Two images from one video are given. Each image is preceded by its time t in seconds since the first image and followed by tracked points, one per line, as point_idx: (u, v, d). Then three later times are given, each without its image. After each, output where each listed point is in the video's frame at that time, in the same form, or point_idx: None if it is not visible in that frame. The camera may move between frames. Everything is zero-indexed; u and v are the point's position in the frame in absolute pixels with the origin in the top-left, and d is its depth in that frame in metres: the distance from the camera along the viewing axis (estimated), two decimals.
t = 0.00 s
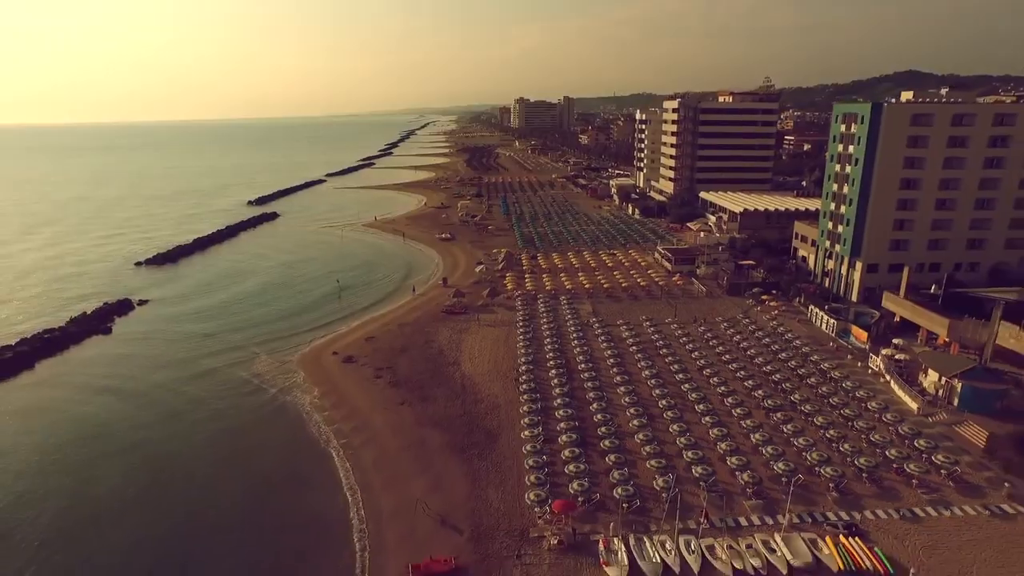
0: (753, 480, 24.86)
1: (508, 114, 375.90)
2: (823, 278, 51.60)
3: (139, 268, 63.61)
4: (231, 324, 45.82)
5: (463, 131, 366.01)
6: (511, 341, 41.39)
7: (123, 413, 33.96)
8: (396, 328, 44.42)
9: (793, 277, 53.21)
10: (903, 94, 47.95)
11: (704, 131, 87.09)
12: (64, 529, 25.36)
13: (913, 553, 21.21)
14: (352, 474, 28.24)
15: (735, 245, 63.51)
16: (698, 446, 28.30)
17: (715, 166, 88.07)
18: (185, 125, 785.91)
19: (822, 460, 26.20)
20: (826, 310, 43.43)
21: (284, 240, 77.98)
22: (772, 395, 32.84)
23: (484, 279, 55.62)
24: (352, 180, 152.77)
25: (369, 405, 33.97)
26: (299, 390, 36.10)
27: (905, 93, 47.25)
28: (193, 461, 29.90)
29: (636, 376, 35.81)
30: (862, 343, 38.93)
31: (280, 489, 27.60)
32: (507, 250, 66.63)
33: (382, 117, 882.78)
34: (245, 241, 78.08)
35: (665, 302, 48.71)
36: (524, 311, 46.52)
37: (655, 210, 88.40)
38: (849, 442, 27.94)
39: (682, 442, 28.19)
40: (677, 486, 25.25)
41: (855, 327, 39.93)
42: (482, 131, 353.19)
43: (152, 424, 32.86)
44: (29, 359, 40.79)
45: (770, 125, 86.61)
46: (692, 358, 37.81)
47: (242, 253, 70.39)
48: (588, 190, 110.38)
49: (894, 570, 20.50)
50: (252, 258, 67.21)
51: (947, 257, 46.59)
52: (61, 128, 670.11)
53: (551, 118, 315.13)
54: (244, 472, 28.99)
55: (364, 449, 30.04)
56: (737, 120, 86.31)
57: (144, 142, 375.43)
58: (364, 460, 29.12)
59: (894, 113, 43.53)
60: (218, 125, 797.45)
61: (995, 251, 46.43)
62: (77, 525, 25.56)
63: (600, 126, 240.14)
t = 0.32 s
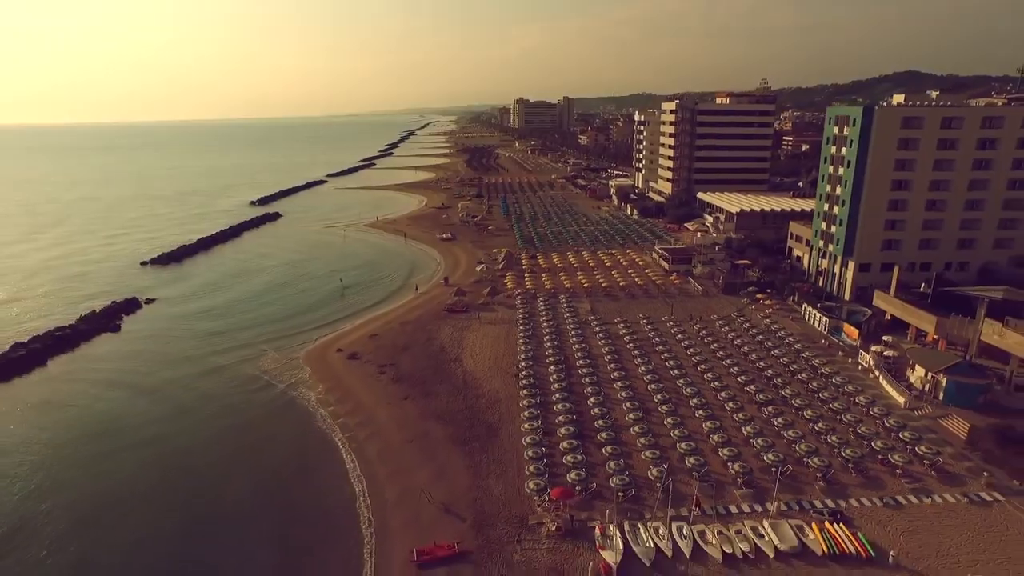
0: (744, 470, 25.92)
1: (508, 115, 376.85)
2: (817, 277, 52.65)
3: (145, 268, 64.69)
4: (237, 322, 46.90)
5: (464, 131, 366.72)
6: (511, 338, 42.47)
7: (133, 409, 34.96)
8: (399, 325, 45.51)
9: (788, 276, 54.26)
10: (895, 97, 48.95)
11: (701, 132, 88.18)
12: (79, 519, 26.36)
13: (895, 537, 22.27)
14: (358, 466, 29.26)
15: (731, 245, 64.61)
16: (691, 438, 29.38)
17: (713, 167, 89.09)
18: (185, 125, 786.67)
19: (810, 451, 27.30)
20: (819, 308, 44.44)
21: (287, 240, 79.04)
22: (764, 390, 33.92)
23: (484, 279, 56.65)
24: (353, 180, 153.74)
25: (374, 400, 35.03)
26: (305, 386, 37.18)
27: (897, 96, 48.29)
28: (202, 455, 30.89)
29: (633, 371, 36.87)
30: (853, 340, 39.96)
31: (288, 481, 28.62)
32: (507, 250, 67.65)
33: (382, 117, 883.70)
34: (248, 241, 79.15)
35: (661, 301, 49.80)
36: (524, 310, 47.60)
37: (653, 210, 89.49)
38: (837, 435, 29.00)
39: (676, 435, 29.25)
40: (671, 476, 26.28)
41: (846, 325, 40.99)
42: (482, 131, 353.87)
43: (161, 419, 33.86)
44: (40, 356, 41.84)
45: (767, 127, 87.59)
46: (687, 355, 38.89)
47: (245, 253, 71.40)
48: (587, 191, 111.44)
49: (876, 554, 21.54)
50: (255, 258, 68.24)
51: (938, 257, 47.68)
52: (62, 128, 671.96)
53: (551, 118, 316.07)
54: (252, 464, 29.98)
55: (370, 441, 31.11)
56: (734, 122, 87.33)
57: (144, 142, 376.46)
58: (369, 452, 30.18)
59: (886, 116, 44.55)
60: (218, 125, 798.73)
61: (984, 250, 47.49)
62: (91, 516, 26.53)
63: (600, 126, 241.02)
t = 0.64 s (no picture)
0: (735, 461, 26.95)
1: (508, 114, 378.04)
2: (811, 277, 53.70)
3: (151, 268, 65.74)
4: (243, 321, 47.95)
5: (464, 131, 367.47)
6: (511, 336, 43.54)
7: (143, 406, 35.84)
8: (402, 323, 46.57)
9: (782, 275, 55.33)
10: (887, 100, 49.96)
11: (698, 134, 89.18)
12: (92, 514, 27.02)
13: (879, 523, 23.30)
14: (363, 458, 30.30)
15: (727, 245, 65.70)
16: (685, 431, 30.41)
17: (710, 168, 90.13)
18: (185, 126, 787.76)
19: (799, 443, 28.34)
20: (812, 306, 45.48)
21: (290, 240, 80.12)
22: (756, 385, 34.95)
23: (485, 278, 57.70)
24: (354, 181, 154.71)
25: (378, 395, 36.08)
26: (311, 382, 38.24)
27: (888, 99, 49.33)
28: (210, 452, 31.49)
29: (630, 368, 37.93)
30: (844, 338, 41.02)
31: (293, 477, 29.25)
32: (507, 250, 68.69)
33: (382, 117, 884.55)
34: (252, 241, 80.19)
35: (658, 300, 50.83)
36: (524, 308, 48.66)
37: (651, 211, 90.58)
38: (826, 428, 30.06)
39: (670, 428, 30.31)
40: (665, 467, 27.31)
41: (838, 323, 42.05)
42: (482, 131, 354.68)
43: (172, 415, 34.77)
44: (52, 354, 42.85)
45: (764, 128, 88.61)
46: (683, 352, 39.91)
47: (249, 253, 72.43)
48: (586, 191, 112.53)
49: (859, 538, 22.50)
50: (259, 258, 69.27)
51: (928, 256, 48.77)
52: (63, 128, 673.30)
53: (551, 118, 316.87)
54: (259, 461, 30.68)
55: (375, 434, 32.17)
56: (731, 123, 88.36)
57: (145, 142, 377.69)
58: (374, 444, 31.26)
59: (877, 119, 45.58)
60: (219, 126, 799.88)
61: (974, 250, 48.64)
62: (103, 513, 27.07)
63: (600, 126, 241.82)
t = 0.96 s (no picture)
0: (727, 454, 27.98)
1: (508, 114, 379.23)
2: (805, 276, 54.71)
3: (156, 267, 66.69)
4: (248, 319, 48.94)
5: (464, 132, 368.49)
6: (511, 334, 44.64)
7: (154, 402, 36.81)
8: (404, 322, 47.61)
9: (777, 275, 56.34)
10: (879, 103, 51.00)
11: (696, 135, 90.19)
12: (107, 507, 27.87)
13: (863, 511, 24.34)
14: (368, 451, 31.35)
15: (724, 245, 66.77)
16: (679, 425, 31.47)
17: (707, 169, 91.15)
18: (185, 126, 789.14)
19: (789, 437, 29.36)
20: (806, 305, 46.52)
21: (293, 240, 81.17)
22: (749, 382, 35.94)
23: (486, 278, 58.71)
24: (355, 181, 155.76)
25: (382, 391, 37.13)
26: (317, 379, 39.27)
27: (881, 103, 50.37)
28: (219, 449, 32.28)
29: (626, 365, 38.96)
30: (836, 336, 42.04)
31: (300, 473, 29.96)
32: (508, 250, 69.72)
33: (382, 117, 885.89)
34: (255, 241, 81.21)
35: (655, 299, 51.86)
36: (523, 307, 49.73)
37: (649, 211, 91.60)
38: (816, 422, 31.09)
39: (665, 423, 31.35)
40: (659, 459, 28.35)
41: (830, 322, 43.08)
42: (482, 133, 355.64)
43: (181, 411, 35.74)
44: (64, 352, 43.90)
45: (761, 130, 89.57)
46: (678, 350, 40.93)
47: (252, 253, 73.42)
48: (586, 192, 113.58)
49: (844, 526, 23.51)
50: (263, 258, 70.26)
51: (920, 256, 49.84)
52: (64, 128, 674.93)
53: (550, 120, 318.09)
54: (266, 456, 31.54)
55: (378, 428, 33.24)
56: (729, 125, 89.34)
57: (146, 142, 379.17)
58: (379, 438, 32.32)
59: (869, 123, 46.66)
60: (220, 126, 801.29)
61: (963, 250, 49.79)
62: (116, 508, 27.83)
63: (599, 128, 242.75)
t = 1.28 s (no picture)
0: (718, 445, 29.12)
1: (508, 114, 380.51)
2: (799, 275, 55.87)
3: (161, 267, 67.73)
4: (254, 318, 50.04)
5: (464, 132, 369.83)
6: (511, 331, 45.78)
7: (165, 397, 37.89)
8: (406, 320, 48.73)
9: (771, 274, 57.50)
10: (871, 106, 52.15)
11: (694, 136, 91.22)
12: (122, 500, 28.79)
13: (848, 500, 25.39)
14: (373, 443, 32.50)
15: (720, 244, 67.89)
16: (673, 418, 32.63)
17: (705, 170, 92.24)
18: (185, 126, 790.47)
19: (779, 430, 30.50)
20: (799, 304, 47.64)
21: (295, 239, 82.26)
22: (742, 377, 37.05)
23: (486, 277, 59.81)
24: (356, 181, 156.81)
25: (386, 386, 38.28)
26: (322, 375, 40.41)
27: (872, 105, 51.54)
28: (228, 446, 33.11)
29: (623, 361, 40.11)
30: (827, 334, 43.17)
31: (308, 468, 30.86)
32: (508, 250, 70.81)
33: (382, 117, 887.18)
34: (258, 241, 82.29)
35: (652, 298, 53.01)
36: (523, 305, 50.87)
37: (648, 211, 92.71)
38: (805, 416, 32.24)
39: (660, 416, 32.51)
40: (653, 450, 29.49)
41: (822, 320, 44.19)
42: (482, 133, 356.94)
43: (191, 406, 36.84)
44: (75, 349, 45.06)
45: (757, 131, 90.63)
46: (674, 347, 42.06)
47: (256, 253, 74.46)
48: (585, 192, 114.69)
49: (828, 512, 24.66)
50: (266, 257, 71.33)
51: (910, 256, 51.02)
52: (64, 128, 675.86)
53: (550, 120, 319.26)
54: (273, 450, 32.57)
55: (383, 422, 34.42)
56: (726, 126, 90.35)
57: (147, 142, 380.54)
58: (383, 431, 33.49)
59: (860, 126, 47.84)
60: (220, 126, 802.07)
61: (953, 250, 50.98)
62: (129, 503, 28.61)
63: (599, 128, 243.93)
